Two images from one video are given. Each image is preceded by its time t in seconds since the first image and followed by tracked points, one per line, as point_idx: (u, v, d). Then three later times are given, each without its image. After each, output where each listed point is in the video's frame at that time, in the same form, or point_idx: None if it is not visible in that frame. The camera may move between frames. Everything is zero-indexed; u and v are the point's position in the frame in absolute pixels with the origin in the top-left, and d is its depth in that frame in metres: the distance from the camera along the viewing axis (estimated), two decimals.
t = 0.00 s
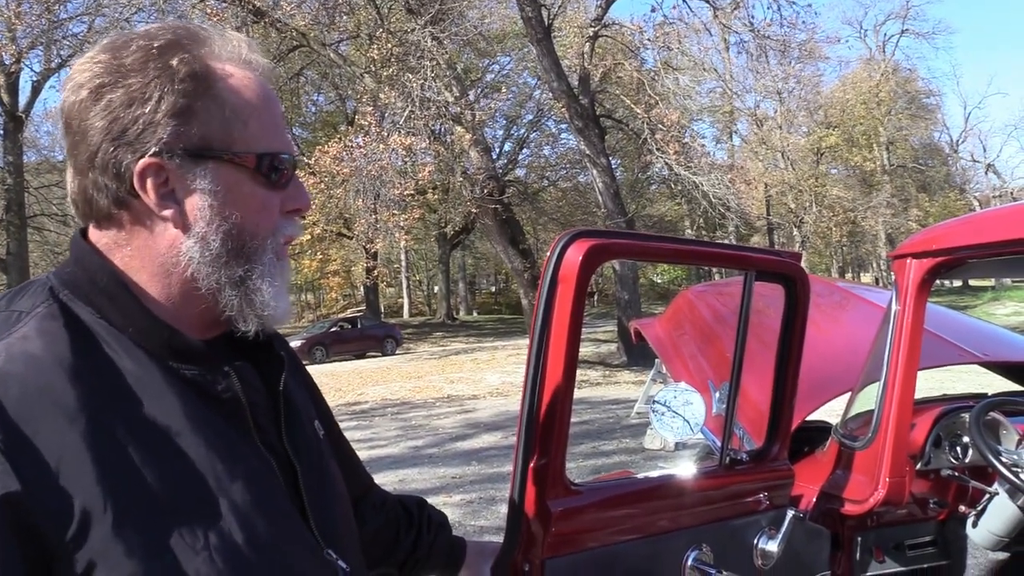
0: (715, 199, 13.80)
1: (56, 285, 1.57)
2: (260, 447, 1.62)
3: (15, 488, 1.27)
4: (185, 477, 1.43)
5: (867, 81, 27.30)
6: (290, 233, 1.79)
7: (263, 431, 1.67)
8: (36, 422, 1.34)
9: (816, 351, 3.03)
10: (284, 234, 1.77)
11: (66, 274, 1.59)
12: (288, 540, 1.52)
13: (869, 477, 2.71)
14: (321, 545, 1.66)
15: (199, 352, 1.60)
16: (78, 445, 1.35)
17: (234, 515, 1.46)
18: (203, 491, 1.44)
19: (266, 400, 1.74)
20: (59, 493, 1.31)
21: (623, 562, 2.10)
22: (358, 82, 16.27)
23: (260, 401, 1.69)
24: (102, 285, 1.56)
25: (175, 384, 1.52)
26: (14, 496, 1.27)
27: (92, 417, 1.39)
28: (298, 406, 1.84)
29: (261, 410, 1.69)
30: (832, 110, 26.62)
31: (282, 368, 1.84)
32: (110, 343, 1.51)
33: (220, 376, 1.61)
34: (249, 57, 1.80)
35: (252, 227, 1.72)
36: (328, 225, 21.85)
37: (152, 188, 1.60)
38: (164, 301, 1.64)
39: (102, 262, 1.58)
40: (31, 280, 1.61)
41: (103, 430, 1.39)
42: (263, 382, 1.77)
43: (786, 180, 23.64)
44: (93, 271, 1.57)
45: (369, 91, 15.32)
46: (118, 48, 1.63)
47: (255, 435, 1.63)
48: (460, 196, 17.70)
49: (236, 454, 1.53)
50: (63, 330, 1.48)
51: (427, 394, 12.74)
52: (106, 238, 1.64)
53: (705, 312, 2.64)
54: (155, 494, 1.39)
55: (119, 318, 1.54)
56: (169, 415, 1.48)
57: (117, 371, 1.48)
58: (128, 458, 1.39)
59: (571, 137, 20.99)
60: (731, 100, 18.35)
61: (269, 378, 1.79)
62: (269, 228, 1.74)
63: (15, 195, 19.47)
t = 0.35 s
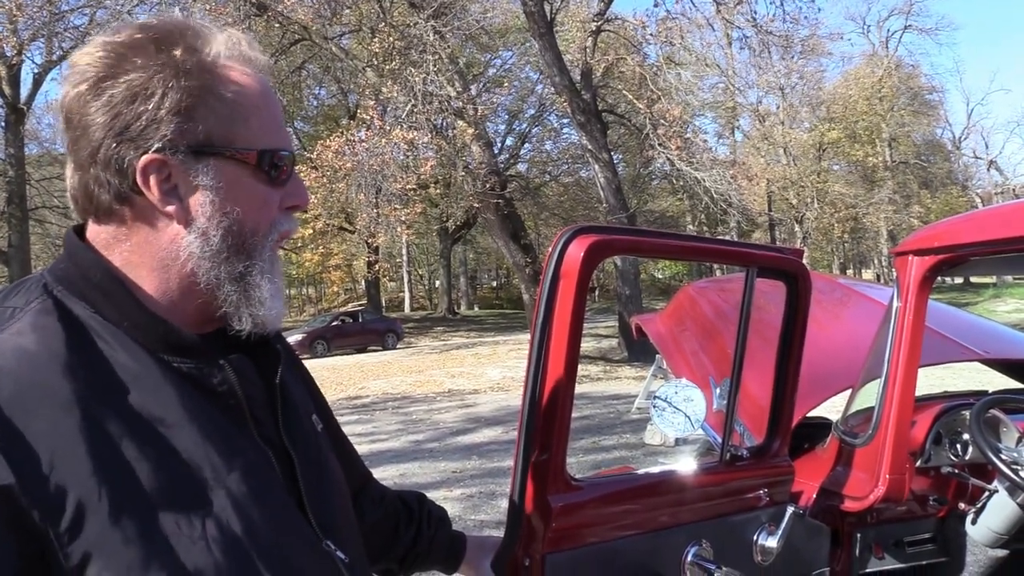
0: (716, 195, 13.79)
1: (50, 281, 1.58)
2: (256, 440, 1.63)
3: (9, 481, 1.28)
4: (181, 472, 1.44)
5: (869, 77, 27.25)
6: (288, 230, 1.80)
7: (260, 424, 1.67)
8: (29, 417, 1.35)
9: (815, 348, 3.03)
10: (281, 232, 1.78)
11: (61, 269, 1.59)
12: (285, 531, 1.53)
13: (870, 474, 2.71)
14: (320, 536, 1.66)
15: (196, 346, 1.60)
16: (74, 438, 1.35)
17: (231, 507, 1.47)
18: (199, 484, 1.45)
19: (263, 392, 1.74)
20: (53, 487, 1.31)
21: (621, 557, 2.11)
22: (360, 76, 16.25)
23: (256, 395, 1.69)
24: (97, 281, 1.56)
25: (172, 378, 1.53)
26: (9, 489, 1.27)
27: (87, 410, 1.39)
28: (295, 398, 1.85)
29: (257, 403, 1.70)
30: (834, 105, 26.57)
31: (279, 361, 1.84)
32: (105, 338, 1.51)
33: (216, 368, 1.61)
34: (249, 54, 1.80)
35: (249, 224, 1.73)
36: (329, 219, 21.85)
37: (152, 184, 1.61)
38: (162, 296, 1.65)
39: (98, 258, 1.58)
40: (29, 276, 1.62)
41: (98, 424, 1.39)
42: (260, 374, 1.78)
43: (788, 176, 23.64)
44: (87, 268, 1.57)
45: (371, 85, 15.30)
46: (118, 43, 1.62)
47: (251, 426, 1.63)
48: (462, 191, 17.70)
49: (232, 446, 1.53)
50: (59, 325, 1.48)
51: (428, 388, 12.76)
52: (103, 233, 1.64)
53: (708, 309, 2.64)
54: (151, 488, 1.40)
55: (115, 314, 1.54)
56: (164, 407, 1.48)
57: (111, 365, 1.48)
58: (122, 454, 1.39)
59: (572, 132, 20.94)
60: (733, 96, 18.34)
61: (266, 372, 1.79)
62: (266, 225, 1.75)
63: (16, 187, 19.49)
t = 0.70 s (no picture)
0: (720, 194, 13.77)
1: (62, 277, 1.58)
2: (262, 437, 1.63)
3: (23, 475, 1.29)
4: (190, 469, 1.45)
5: (875, 77, 27.19)
6: (296, 231, 1.80)
7: (266, 422, 1.68)
8: (42, 412, 1.36)
9: (819, 347, 3.03)
10: (290, 232, 1.78)
11: (71, 265, 1.60)
12: (289, 531, 1.53)
13: (872, 474, 2.72)
14: (324, 534, 1.67)
15: (203, 344, 1.61)
16: (85, 434, 1.36)
17: (237, 504, 1.47)
18: (207, 480, 1.45)
19: (268, 391, 1.74)
20: (63, 482, 1.32)
21: (624, 556, 2.11)
22: (365, 75, 16.25)
23: (263, 393, 1.70)
24: (107, 278, 1.57)
25: (180, 374, 1.53)
26: (22, 484, 1.28)
27: (98, 406, 1.40)
28: (300, 398, 1.85)
29: (264, 402, 1.70)
30: (839, 105, 26.52)
31: (284, 360, 1.84)
32: (115, 334, 1.52)
33: (224, 367, 1.62)
34: (260, 54, 1.80)
35: (258, 224, 1.73)
36: (333, 217, 21.88)
37: (161, 182, 1.61)
38: (172, 293, 1.65)
39: (108, 255, 1.59)
40: (38, 272, 1.62)
41: (108, 420, 1.40)
42: (265, 373, 1.78)
43: (793, 176, 23.60)
44: (98, 264, 1.58)
45: (377, 83, 15.31)
46: (131, 40, 1.63)
47: (256, 426, 1.64)
48: (466, 189, 17.70)
49: (239, 445, 1.54)
50: (69, 321, 1.49)
51: (431, 386, 12.77)
52: (114, 231, 1.64)
53: (712, 309, 2.64)
54: (161, 483, 1.40)
55: (124, 310, 1.55)
56: (173, 405, 1.49)
57: (122, 362, 1.49)
58: (131, 450, 1.40)
59: (577, 131, 20.93)
60: (738, 95, 18.30)
61: (271, 370, 1.79)
62: (276, 225, 1.76)
63: (22, 184, 19.53)
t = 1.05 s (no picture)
0: (731, 193, 13.74)
1: (73, 275, 1.59)
2: (270, 435, 1.64)
3: (33, 471, 1.30)
4: (200, 466, 1.45)
5: (886, 76, 27.08)
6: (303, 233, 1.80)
7: (274, 419, 1.68)
8: (53, 409, 1.36)
9: (830, 346, 3.02)
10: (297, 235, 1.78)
11: (82, 265, 1.61)
12: (297, 527, 1.54)
13: (882, 474, 2.71)
14: (331, 531, 1.67)
15: (213, 343, 1.62)
16: (96, 431, 1.37)
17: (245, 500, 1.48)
18: (216, 476, 1.46)
19: (276, 389, 1.75)
20: (74, 478, 1.33)
21: (635, 554, 2.12)
22: (374, 74, 16.28)
23: (271, 391, 1.71)
24: (118, 277, 1.58)
25: (188, 371, 1.54)
26: (32, 478, 1.29)
27: (109, 402, 1.41)
28: (308, 397, 1.86)
29: (271, 399, 1.71)
30: (850, 104, 26.42)
31: (293, 359, 1.85)
32: (125, 332, 1.53)
33: (232, 364, 1.63)
34: (274, 57, 1.80)
35: (265, 225, 1.73)
36: (343, 216, 21.92)
37: (171, 183, 1.62)
38: (181, 293, 1.66)
39: (119, 255, 1.60)
40: (49, 270, 1.63)
41: (120, 416, 1.41)
42: (273, 371, 1.79)
43: (804, 175, 23.52)
44: (108, 263, 1.59)
45: (387, 83, 15.35)
46: (144, 40, 1.64)
47: (265, 423, 1.64)
48: (475, 189, 17.72)
49: (247, 441, 1.55)
50: (81, 319, 1.50)
51: (441, 385, 12.79)
52: (124, 230, 1.66)
53: (721, 308, 2.63)
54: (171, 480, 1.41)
55: (135, 308, 1.56)
56: (183, 402, 1.50)
57: (132, 359, 1.50)
58: (142, 446, 1.40)
59: (586, 130, 20.91)
60: (749, 94, 18.23)
61: (280, 369, 1.80)
62: (283, 227, 1.76)
63: (35, 184, 19.64)
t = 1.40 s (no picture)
0: (744, 190, 13.69)
1: (86, 271, 1.60)
2: (280, 430, 1.64)
3: (47, 462, 1.31)
4: (211, 460, 1.46)
5: (901, 72, 26.88)
6: (308, 222, 1.79)
7: (284, 415, 1.69)
8: (68, 401, 1.37)
9: (842, 345, 3.00)
10: (301, 223, 1.77)
11: (96, 259, 1.62)
12: (309, 521, 1.54)
13: (894, 472, 2.69)
14: (340, 525, 1.68)
15: (223, 338, 1.62)
16: (109, 424, 1.38)
17: (257, 493, 1.48)
18: (226, 471, 1.47)
19: (286, 383, 1.76)
20: (88, 470, 1.34)
21: (644, 551, 2.11)
22: (387, 71, 16.30)
23: (281, 385, 1.72)
24: (131, 272, 1.59)
25: (199, 365, 1.55)
26: (46, 469, 1.30)
27: (121, 394, 1.42)
28: (318, 392, 1.86)
29: (281, 393, 1.71)
30: (865, 101, 26.23)
31: (303, 354, 1.85)
32: (138, 326, 1.54)
33: (243, 360, 1.64)
34: (273, 47, 1.81)
35: (268, 216, 1.73)
36: (356, 213, 21.98)
37: (174, 175, 1.63)
38: (190, 286, 1.67)
39: (132, 251, 1.62)
40: (62, 266, 1.64)
41: (133, 409, 1.42)
42: (283, 365, 1.80)
43: (818, 172, 23.41)
44: (121, 258, 1.60)
45: (399, 79, 15.37)
46: (147, 36, 1.66)
47: (275, 419, 1.65)
48: (488, 186, 17.72)
49: (258, 436, 1.55)
50: (94, 314, 1.50)
51: (452, 382, 12.81)
52: (134, 224, 1.67)
53: (734, 305, 2.62)
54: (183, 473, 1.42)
55: (148, 303, 1.57)
56: (193, 395, 1.50)
57: (145, 353, 1.51)
58: (154, 440, 1.41)
59: (598, 127, 20.86)
60: (763, 90, 18.12)
61: (291, 365, 1.81)
62: (287, 216, 1.75)
63: (50, 181, 19.77)
